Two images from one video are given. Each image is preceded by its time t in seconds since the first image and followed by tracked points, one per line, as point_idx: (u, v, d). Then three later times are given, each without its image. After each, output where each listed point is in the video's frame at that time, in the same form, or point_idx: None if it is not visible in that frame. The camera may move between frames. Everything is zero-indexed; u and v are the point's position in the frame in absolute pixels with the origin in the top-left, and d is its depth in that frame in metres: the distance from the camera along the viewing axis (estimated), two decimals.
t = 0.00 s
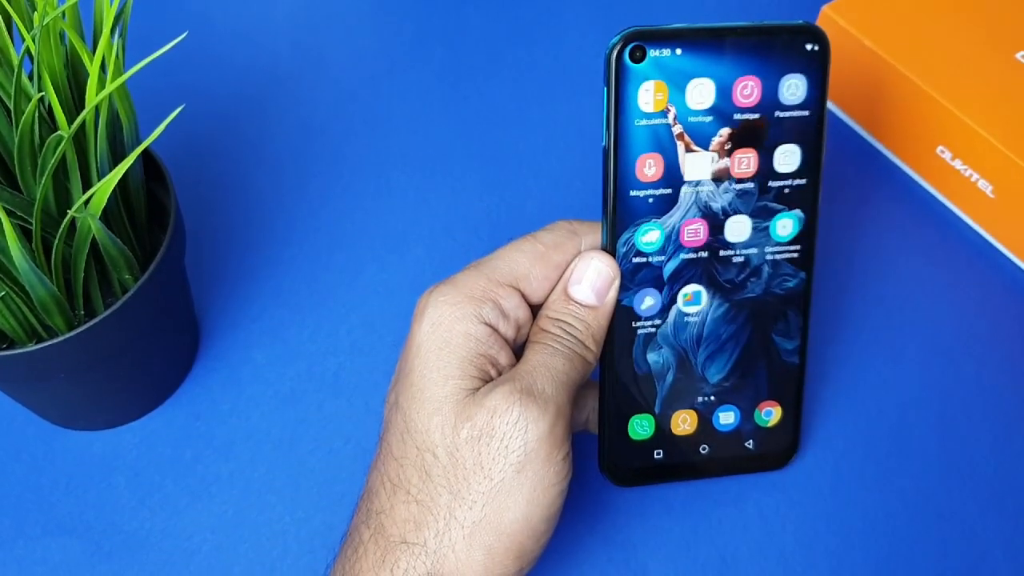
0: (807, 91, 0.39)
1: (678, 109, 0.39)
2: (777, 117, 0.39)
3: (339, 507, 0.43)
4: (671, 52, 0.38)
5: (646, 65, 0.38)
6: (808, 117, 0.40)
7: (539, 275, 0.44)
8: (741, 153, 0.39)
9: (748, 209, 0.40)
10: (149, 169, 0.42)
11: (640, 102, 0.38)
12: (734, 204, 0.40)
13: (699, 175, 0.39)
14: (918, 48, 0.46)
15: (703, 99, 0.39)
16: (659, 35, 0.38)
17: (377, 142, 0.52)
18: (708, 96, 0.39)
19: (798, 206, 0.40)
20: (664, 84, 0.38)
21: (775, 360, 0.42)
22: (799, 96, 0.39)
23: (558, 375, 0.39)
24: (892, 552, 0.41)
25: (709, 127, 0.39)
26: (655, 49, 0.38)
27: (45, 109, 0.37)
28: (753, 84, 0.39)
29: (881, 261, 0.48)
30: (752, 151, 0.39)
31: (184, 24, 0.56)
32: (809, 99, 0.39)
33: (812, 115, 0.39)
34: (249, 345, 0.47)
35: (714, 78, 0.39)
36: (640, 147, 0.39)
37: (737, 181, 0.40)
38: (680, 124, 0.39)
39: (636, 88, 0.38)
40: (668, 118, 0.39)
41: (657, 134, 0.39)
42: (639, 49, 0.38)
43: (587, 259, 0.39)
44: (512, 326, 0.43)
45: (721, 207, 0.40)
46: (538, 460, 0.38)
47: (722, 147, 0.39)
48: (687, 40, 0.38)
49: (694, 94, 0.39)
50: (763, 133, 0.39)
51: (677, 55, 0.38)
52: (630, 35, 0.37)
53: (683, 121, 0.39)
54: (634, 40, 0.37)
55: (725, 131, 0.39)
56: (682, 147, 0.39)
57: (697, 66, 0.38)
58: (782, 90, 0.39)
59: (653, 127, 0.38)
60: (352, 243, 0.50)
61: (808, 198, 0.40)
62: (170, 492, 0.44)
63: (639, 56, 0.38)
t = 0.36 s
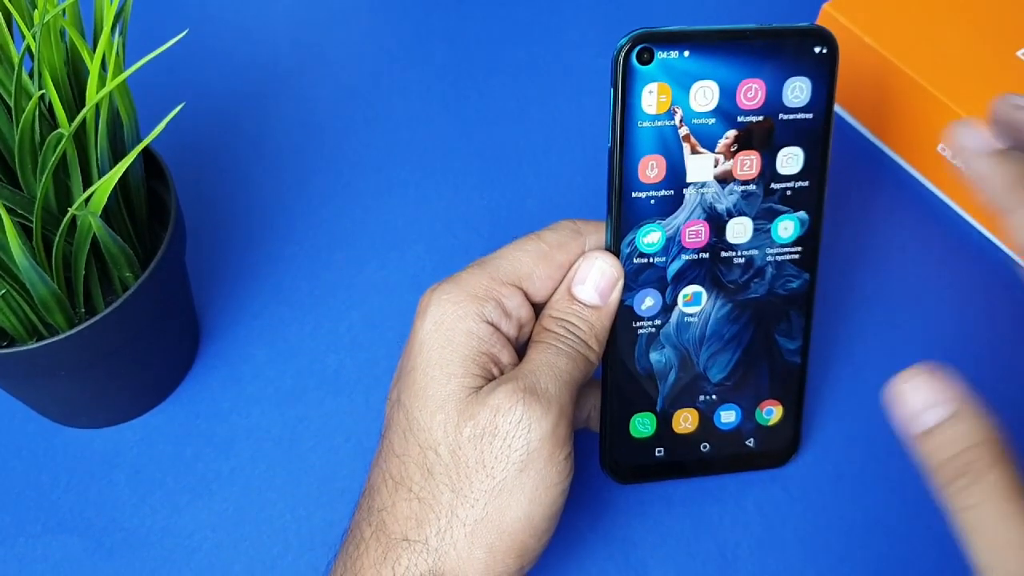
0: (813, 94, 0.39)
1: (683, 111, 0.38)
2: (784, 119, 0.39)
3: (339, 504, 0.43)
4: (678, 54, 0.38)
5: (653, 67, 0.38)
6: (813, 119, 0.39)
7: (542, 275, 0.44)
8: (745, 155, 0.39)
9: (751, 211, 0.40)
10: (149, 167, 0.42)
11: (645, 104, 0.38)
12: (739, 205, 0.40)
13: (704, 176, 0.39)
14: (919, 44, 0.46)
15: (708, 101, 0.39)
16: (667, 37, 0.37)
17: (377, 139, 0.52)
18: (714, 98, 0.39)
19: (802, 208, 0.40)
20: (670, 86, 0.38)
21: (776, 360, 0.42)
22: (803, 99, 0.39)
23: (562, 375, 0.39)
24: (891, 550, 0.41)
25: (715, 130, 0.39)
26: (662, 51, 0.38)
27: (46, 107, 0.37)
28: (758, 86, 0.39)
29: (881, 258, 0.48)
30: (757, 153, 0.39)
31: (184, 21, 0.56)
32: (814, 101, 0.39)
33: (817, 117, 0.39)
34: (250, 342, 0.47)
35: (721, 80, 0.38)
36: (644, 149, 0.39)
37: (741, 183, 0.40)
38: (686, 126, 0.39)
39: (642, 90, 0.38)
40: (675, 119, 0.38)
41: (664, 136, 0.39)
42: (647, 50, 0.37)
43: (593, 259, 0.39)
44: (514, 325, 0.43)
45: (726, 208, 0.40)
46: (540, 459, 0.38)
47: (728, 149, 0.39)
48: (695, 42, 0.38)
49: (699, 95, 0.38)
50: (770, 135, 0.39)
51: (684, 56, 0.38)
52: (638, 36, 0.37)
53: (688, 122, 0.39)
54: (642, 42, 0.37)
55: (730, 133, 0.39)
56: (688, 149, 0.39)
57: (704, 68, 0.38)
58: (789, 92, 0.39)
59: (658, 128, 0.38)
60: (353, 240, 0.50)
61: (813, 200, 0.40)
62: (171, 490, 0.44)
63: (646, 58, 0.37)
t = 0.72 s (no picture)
0: (818, 95, 0.39)
1: (686, 113, 0.38)
2: (789, 122, 0.39)
3: (339, 502, 0.43)
4: (682, 56, 0.38)
5: (656, 69, 0.38)
6: (818, 121, 0.39)
7: (544, 276, 0.44)
8: (748, 158, 0.39)
9: (755, 213, 0.40)
10: (149, 165, 0.42)
11: (648, 106, 0.38)
12: (742, 208, 0.40)
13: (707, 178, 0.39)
14: (920, 42, 0.46)
15: (712, 103, 0.39)
16: (670, 39, 0.37)
17: (378, 137, 0.52)
18: (718, 100, 0.39)
19: (806, 211, 0.40)
20: (674, 88, 0.38)
21: (779, 362, 0.42)
22: (808, 102, 0.39)
23: (564, 376, 0.39)
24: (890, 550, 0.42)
25: (718, 132, 0.39)
26: (665, 53, 0.37)
27: (45, 105, 0.37)
28: (762, 89, 0.39)
29: (881, 257, 0.48)
30: (761, 156, 0.39)
31: (184, 19, 0.56)
32: (819, 103, 0.39)
33: (821, 120, 0.39)
34: (250, 340, 0.47)
35: (725, 82, 0.38)
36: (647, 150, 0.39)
37: (744, 186, 0.40)
38: (689, 128, 0.39)
39: (645, 92, 0.38)
40: (678, 121, 0.38)
41: (666, 138, 0.38)
42: (650, 52, 0.37)
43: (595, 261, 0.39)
44: (515, 326, 0.43)
45: (729, 211, 0.40)
46: (541, 461, 0.38)
47: (731, 152, 0.39)
48: (699, 43, 0.38)
49: (703, 97, 0.38)
50: (774, 137, 0.39)
51: (688, 58, 0.38)
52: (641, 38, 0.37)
53: (691, 124, 0.39)
54: (645, 45, 0.37)
55: (734, 135, 0.39)
56: (690, 151, 0.39)
57: (708, 69, 0.38)
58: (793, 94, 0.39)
59: (661, 130, 0.38)
60: (353, 238, 0.50)
61: (816, 203, 0.40)
62: (171, 488, 0.44)
63: (649, 60, 0.37)
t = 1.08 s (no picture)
0: (838, 104, 0.39)
1: (704, 118, 0.39)
2: (807, 130, 0.39)
3: (339, 496, 0.44)
4: (699, 62, 0.38)
5: (672, 72, 0.38)
6: (837, 131, 0.39)
7: (557, 276, 0.44)
8: (767, 166, 0.39)
9: (773, 223, 0.40)
10: (149, 159, 0.42)
11: (664, 110, 0.38)
12: (760, 217, 0.40)
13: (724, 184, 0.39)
14: (922, 35, 0.45)
15: (730, 109, 0.39)
16: (688, 43, 0.38)
17: (378, 130, 0.52)
18: (737, 107, 0.39)
19: (825, 222, 0.40)
20: (691, 93, 0.38)
21: (800, 381, 0.42)
22: (827, 111, 0.39)
23: (565, 380, 0.39)
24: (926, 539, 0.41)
25: (736, 139, 0.39)
26: (682, 57, 0.38)
27: (45, 99, 0.37)
28: (780, 96, 0.39)
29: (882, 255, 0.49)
30: (779, 164, 0.39)
31: (184, 11, 0.56)
32: (839, 113, 0.39)
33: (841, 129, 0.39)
34: (250, 334, 0.47)
35: (743, 89, 0.39)
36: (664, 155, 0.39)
37: (762, 195, 0.40)
38: (707, 134, 0.39)
39: (660, 96, 0.38)
40: (694, 126, 0.39)
41: (682, 143, 0.39)
42: (669, 56, 0.38)
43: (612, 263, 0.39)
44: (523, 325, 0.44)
45: (746, 219, 0.40)
46: (533, 466, 0.38)
47: (749, 158, 0.39)
48: (716, 49, 0.38)
49: (722, 104, 0.39)
50: (792, 145, 0.39)
51: (705, 64, 0.38)
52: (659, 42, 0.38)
53: (709, 130, 0.39)
54: (661, 48, 0.38)
55: (752, 142, 0.39)
56: (706, 156, 0.39)
57: (726, 75, 0.38)
58: (813, 102, 0.39)
59: (677, 135, 0.39)
60: (353, 232, 0.50)
61: (837, 215, 0.40)
62: (171, 481, 0.44)
63: (666, 63, 0.38)
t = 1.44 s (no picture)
0: (862, 114, 0.39)
1: (726, 127, 0.39)
2: (831, 139, 0.39)
3: (340, 489, 0.44)
4: (725, 70, 0.38)
5: (696, 79, 0.38)
6: (861, 141, 0.39)
7: (570, 279, 0.44)
8: (789, 175, 0.39)
9: (795, 233, 0.40)
10: (148, 152, 0.42)
11: (688, 117, 0.38)
12: (782, 226, 0.40)
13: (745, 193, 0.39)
14: (924, 28, 0.45)
15: (753, 117, 0.39)
16: (715, 50, 0.38)
17: (379, 123, 0.52)
18: (760, 115, 0.39)
19: (847, 233, 0.40)
20: (714, 101, 0.38)
21: (817, 391, 0.42)
22: (852, 120, 0.39)
23: (567, 380, 0.38)
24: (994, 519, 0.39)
25: (758, 147, 0.39)
26: (708, 64, 0.38)
27: (45, 91, 0.37)
28: (805, 105, 0.39)
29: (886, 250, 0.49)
30: (802, 173, 0.39)
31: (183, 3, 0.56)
32: (863, 123, 0.39)
33: (866, 139, 0.39)
34: (250, 327, 0.47)
35: (767, 97, 0.39)
36: (686, 163, 0.39)
37: (785, 204, 0.40)
38: (730, 142, 0.39)
39: (684, 102, 0.38)
40: (717, 134, 0.39)
41: (705, 150, 0.38)
42: (693, 63, 0.38)
43: (631, 267, 0.39)
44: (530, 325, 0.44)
45: (768, 228, 0.40)
46: (528, 466, 0.38)
47: (772, 167, 0.39)
48: (742, 56, 0.38)
49: (744, 112, 0.39)
50: (817, 155, 0.39)
51: (731, 72, 0.38)
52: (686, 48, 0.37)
53: (731, 138, 0.39)
54: (686, 54, 0.37)
55: (775, 151, 0.39)
56: (729, 164, 0.39)
57: (750, 83, 0.38)
58: (838, 111, 0.39)
59: (700, 142, 0.38)
60: (353, 225, 0.50)
61: (859, 226, 0.40)
62: (172, 474, 0.44)
63: (690, 69, 0.38)
